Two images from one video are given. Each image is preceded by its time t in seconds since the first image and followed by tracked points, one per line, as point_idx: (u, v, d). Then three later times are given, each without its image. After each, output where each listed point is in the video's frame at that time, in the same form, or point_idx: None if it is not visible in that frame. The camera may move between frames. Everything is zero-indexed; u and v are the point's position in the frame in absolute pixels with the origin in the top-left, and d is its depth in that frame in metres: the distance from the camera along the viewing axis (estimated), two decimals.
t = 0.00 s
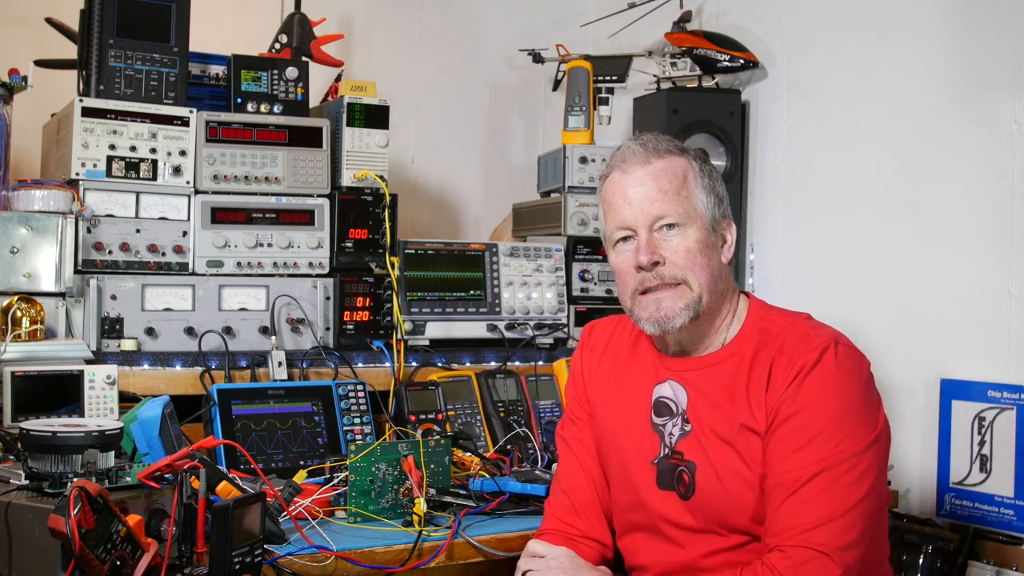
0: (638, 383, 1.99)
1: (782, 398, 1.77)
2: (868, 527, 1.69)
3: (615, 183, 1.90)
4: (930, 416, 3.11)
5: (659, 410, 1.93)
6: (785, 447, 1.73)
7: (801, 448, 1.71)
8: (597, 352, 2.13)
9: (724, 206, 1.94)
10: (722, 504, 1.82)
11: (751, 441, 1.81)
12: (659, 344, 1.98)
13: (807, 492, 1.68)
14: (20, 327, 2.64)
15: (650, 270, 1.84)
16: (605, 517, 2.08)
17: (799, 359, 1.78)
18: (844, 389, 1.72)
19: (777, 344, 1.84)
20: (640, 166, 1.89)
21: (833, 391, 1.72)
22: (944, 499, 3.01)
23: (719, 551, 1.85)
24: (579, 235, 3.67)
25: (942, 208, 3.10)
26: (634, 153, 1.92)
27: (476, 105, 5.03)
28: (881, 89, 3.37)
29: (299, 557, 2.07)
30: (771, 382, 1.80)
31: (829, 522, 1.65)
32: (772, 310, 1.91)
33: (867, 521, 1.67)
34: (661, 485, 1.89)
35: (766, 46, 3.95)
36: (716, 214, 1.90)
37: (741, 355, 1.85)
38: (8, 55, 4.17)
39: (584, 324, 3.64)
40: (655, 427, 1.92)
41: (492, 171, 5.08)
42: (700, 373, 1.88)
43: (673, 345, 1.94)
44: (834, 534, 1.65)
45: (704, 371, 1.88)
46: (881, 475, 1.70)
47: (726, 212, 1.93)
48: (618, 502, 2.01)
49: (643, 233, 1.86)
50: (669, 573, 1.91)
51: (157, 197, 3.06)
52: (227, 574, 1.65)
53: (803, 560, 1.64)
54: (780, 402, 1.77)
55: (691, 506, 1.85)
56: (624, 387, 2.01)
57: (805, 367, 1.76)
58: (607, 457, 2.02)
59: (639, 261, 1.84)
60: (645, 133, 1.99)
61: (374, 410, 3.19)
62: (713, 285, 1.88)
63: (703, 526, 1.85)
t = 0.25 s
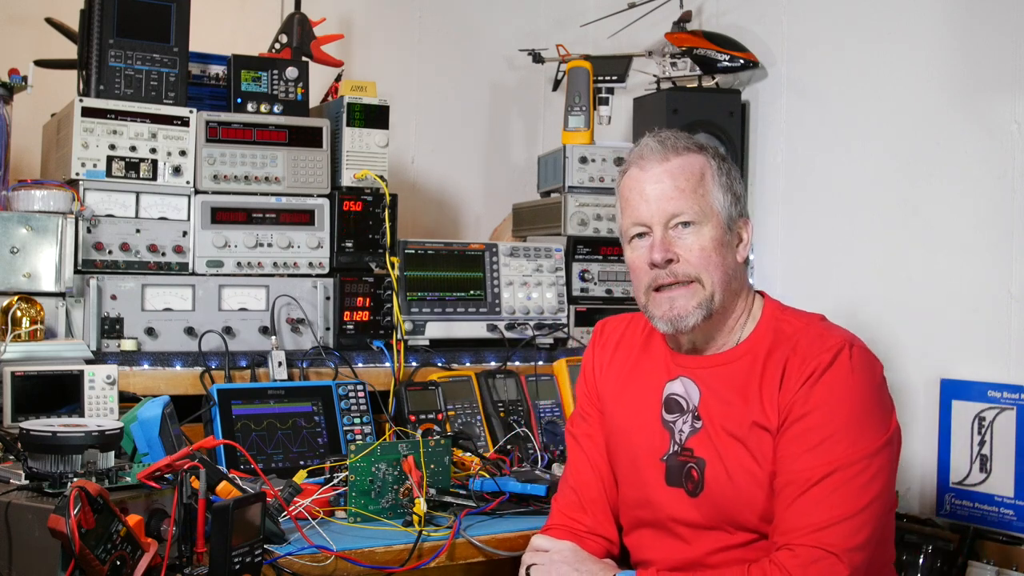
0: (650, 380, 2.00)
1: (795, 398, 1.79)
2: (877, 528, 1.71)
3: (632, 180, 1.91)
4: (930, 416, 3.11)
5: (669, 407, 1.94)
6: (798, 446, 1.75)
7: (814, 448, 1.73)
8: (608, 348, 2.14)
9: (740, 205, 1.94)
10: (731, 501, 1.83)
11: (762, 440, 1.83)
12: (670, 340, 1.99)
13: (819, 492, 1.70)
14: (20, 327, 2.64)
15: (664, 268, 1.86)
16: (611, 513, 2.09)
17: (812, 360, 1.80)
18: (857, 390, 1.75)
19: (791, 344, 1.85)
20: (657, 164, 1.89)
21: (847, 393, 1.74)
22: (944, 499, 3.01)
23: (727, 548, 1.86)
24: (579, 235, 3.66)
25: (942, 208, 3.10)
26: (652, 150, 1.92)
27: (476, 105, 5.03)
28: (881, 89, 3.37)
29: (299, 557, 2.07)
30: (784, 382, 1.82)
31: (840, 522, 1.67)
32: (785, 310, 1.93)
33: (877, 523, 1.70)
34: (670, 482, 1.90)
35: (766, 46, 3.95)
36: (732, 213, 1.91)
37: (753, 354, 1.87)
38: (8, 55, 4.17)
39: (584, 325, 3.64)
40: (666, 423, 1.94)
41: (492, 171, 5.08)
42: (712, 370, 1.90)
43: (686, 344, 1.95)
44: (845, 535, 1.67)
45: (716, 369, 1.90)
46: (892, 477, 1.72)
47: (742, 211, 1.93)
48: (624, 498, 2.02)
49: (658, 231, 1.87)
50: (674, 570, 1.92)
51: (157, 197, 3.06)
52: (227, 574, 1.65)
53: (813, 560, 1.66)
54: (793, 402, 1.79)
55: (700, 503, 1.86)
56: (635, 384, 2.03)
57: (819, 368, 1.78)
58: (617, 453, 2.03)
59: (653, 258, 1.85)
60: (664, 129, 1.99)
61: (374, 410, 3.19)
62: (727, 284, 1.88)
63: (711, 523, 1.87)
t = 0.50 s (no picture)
0: (660, 378, 2.01)
1: (808, 399, 1.79)
2: (887, 532, 1.72)
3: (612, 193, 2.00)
4: (930, 416, 3.11)
5: (679, 404, 1.95)
6: (810, 446, 1.76)
7: (826, 449, 1.74)
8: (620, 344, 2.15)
9: (713, 211, 1.88)
10: (740, 500, 1.84)
11: (773, 439, 1.83)
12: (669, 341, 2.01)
13: (832, 493, 1.71)
14: (20, 327, 2.64)
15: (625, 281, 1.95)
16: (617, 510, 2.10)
17: (827, 361, 1.81)
18: (872, 394, 1.76)
19: (804, 345, 1.86)
20: (626, 178, 1.96)
21: (861, 396, 1.76)
22: (944, 499, 3.01)
23: (734, 547, 1.87)
24: (579, 235, 3.66)
25: (942, 208, 3.10)
26: (626, 163, 1.97)
27: (476, 104, 5.03)
28: (881, 89, 3.37)
29: (299, 557, 2.07)
30: (797, 383, 1.82)
31: (851, 525, 1.68)
32: (798, 310, 1.93)
33: (888, 527, 1.71)
34: (678, 479, 1.91)
35: (766, 46, 3.95)
36: (695, 223, 1.87)
37: (765, 354, 1.87)
38: (8, 55, 4.17)
39: (584, 325, 3.64)
40: (675, 420, 1.94)
41: (492, 171, 5.08)
42: (723, 368, 1.90)
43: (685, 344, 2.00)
44: (857, 538, 1.68)
45: (726, 367, 1.90)
46: (903, 482, 1.74)
47: (714, 218, 1.88)
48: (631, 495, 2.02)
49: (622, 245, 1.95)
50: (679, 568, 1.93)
51: (157, 197, 3.06)
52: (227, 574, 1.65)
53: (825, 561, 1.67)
54: (806, 403, 1.79)
55: (708, 501, 1.86)
56: (645, 382, 2.03)
57: (833, 370, 1.79)
58: (624, 450, 2.03)
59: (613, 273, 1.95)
60: (658, 134, 1.99)
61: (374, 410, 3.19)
62: (689, 294, 1.89)
63: (720, 522, 1.87)
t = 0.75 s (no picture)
0: (666, 378, 2.01)
1: (814, 403, 1.79)
2: (891, 539, 1.71)
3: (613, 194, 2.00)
4: (930, 416, 3.11)
5: (683, 405, 1.95)
6: (815, 451, 1.75)
7: (832, 455, 1.73)
8: (625, 343, 2.15)
9: (705, 215, 1.86)
10: (744, 503, 1.84)
11: (778, 443, 1.83)
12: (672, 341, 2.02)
13: (836, 499, 1.71)
14: (20, 327, 2.64)
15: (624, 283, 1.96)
16: (620, 508, 2.10)
17: (834, 366, 1.80)
18: (878, 400, 1.75)
19: (811, 348, 1.85)
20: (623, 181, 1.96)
21: (868, 402, 1.75)
22: (944, 499, 3.00)
23: (737, 549, 1.87)
24: (579, 235, 3.66)
25: (942, 208, 3.10)
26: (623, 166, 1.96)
27: (476, 104, 5.03)
28: (881, 89, 3.37)
29: (299, 557, 2.07)
30: (803, 387, 1.82)
31: (856, 531, 1.68)
32: (804, 312, 1.92)
33: (892, 534, 1.71)
34: (682, 480, 1.91)
35: (766, 46, 3.95)
36: (687, 228, 1.86)
37: (771, 357, 1.87)
38: (9, 55, 4.17)
39: (584, 324, 3.64)
40: (679, 421, 1.95)
41: (492, 171, 5.08)
42: (728, 369, 1.90)
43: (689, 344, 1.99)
44: (862, 544, 1.68)
45: (731, 369, 1.90)
46: (908, 488, 1.73)
47: (706, 222, 1.85)
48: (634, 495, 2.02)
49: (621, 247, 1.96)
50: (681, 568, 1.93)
51: (157, 197, 3.06)
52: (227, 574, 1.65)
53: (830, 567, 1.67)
54: (812, 407, 1.79)
55: (711, 503, 1.87)
56: (649, 382, 2.03)
57: (839, 374, 1.78)
58: (629, 450, 2.04)
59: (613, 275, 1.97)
60: (659, 134, 1.97)
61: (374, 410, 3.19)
62: (684, 298, 1.89)
63: (723, 523, 1.87)
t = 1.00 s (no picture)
0: (668, 380, 2.01)
1: (816, 405, 1.79)
2: (893, 542, 1.71)
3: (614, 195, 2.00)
4: (930, 416, 3.11)
5: (685, 406, 1.96)
6: (817, 453, 1.75)
7: (834, 457, 1.73)
8: (628, 344, 2.15)
9: (705, 215, 1.85)
10: (745, 505, 1.84)
11: (780, 444, 1.83)
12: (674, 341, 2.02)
13: (838, 501, 1.70)
14: (20, 327, 2.64)
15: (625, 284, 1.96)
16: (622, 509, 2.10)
17: (836, 367, 1.80)
18: (880, 402, 1.75)
19: (814, 350, 1.85)
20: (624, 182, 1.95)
21: (869, 404, 1.75)
22: (944, 499, 3.00)
23: (737, 550, 1.87)
24: (579, 235, 3.66)
25: (942, 208, 3.10)
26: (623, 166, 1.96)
27: (476, 104, 5.03)
28: (881, 89, 3.37)
29: (299, 557, 2.07)
30: (805, 389, 1.82)
31: (857, 534, 1.68)
32: (807, 314, 1.92)
33: (894, 537, 1.71)
34: (682, 480, 1.91)
35: (766, 46, 3.95)
36: (688, 227, 1.85)
37: (773, 359, 1.86)
38: (9, 55, 4.17)
39: (584, 324, 3.64)
40: (681, 422, 1.95)
41: (492, 171, 5.08)
42: (731, 371, 1.90)
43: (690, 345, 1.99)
44: (863, 547, 1.68)
45: (733, 370, 1.90)
46: (909, 491, 1.73)
47: (706, 223, 1.85)
48: (636, 495, 2.02)
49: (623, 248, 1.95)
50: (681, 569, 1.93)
51: (157, 197, 3.06)
52: (227, 574, 1.65)
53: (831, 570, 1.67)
54: (814, 409, 1.79)
55: (712, 504, 1.87)
56: (653, 383, 2.03)
57: (840, 376, 1.78)
58: (631, 451, 2.04)
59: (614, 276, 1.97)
60: (659, 135, 1.97)
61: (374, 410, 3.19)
62: (685, 298, 1.89)
63: (724, 525, 1.87)
